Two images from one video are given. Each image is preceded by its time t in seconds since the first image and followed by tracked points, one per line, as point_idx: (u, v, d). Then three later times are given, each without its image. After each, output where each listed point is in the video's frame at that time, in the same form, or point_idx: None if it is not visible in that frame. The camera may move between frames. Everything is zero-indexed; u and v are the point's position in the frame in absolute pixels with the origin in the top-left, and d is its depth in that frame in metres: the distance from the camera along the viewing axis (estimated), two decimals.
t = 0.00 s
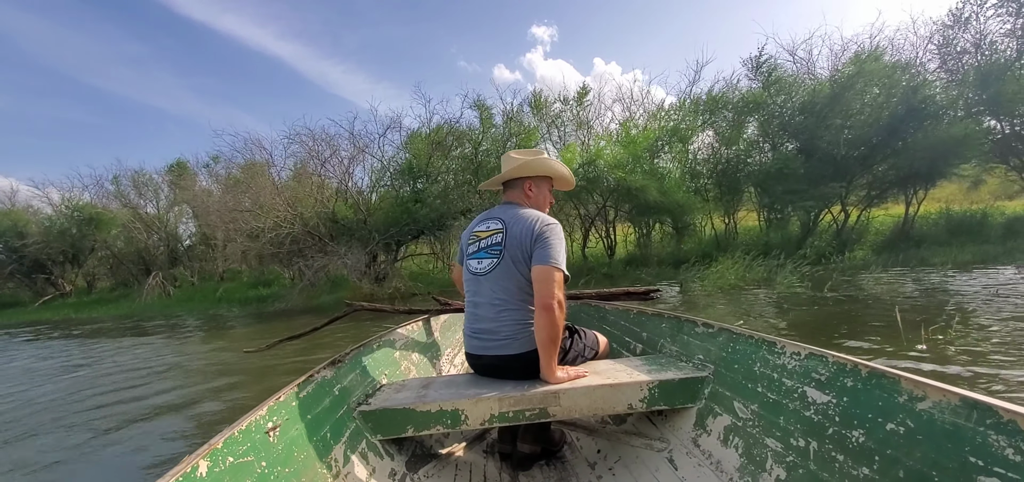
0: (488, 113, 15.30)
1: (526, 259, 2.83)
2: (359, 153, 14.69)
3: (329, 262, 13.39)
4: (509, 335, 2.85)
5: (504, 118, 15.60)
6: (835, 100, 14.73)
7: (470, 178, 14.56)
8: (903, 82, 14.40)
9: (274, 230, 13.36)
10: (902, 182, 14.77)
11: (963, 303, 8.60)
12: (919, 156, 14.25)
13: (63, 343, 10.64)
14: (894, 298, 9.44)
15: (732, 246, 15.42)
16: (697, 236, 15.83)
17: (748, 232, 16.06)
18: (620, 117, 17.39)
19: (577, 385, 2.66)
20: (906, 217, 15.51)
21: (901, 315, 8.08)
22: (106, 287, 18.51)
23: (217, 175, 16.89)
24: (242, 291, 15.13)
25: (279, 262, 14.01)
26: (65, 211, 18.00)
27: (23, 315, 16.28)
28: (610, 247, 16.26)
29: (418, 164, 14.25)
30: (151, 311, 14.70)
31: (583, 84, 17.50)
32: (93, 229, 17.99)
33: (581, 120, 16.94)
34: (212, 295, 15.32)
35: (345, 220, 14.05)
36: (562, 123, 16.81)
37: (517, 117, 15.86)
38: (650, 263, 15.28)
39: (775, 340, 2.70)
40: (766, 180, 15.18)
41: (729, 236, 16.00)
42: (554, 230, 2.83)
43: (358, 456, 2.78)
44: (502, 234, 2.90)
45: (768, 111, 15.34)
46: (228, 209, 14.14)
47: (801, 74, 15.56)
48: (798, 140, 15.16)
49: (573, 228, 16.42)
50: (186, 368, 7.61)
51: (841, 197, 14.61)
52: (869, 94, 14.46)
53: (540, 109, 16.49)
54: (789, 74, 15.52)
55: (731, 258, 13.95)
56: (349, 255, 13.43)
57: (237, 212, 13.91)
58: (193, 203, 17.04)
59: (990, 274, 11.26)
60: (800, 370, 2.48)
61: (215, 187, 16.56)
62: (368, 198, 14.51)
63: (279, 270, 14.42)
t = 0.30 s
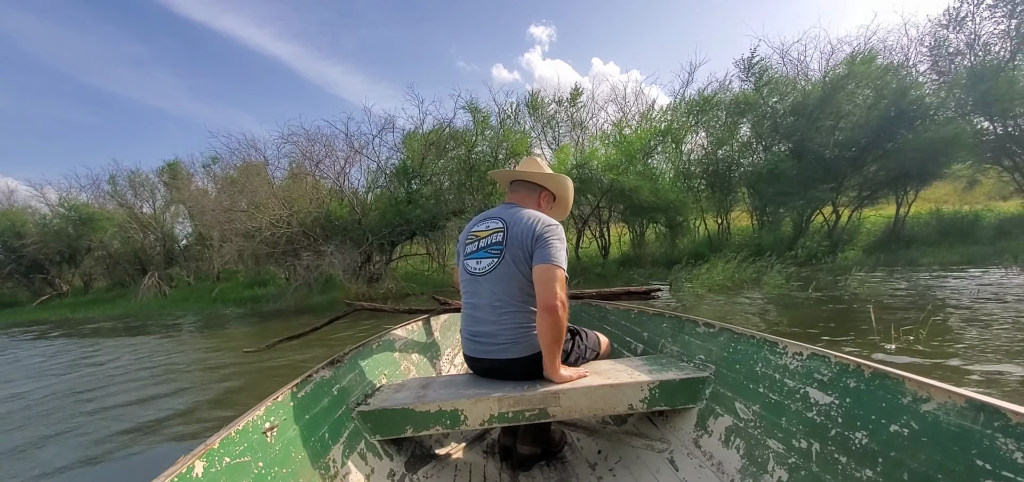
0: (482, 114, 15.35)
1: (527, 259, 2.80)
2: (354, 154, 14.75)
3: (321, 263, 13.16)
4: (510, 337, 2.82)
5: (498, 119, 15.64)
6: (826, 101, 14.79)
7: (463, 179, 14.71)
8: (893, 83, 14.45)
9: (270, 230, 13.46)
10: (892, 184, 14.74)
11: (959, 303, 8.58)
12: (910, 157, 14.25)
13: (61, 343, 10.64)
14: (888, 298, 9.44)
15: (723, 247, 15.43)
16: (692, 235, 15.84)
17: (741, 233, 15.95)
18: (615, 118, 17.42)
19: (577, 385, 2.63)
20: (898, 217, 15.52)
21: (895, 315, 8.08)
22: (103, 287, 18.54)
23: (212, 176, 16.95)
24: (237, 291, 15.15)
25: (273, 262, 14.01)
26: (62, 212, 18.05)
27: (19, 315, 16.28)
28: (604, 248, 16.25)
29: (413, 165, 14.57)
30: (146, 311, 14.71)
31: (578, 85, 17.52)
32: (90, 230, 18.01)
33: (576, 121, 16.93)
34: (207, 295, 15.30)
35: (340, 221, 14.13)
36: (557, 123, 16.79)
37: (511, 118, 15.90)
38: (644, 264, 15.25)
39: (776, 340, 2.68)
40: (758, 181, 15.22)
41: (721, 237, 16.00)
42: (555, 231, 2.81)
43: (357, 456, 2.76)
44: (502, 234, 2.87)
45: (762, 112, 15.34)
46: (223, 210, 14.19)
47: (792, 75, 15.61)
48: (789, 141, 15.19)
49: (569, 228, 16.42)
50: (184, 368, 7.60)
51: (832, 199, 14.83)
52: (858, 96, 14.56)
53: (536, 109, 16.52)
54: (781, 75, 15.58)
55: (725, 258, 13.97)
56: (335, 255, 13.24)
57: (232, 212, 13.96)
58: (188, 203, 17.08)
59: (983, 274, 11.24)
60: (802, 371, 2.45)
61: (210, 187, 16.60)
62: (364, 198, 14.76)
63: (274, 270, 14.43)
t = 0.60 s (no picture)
0: (459, 115, 15.31)
1: (517, 256, 2.80)
2: (331, 153, 14.65)
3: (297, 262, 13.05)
4: (498, 335, 2.79)
5: (476, 119, 15.61)
6: (796, 104, 15.07)
7: (440, 179, 14.86)
8: (859, 88, 14.79)
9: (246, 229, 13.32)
10: (859, 184, 15.05)
11: (926, 302, 8.82)
12: (876, 159, 14.53)
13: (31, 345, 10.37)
14: (859, 297, 9.65)
15: (697, 246, 15.65)
16: (668, 235, 16.03)
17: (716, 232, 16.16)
18: (594, 118, 17.53)
19: (559, 384, 2.63)
20: (864, 218, 15.91)
21: (866, 314, 8.27)
22: (73, 288, 18.09)
23: (186, 174, 16.67)
24: (212, 291, 14.93)
25: (246, 262, 13.84)
26: (30, 211, 17.58)
27: None
28: (582, 247, 16.34)
29: (390, 164, 14.40)
30: (117, 312, 14.39)
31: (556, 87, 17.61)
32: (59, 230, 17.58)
33: (554, 121, 16.99)
34: (181, 296, 15.03)
35: (317, 221, 13.99)
36: (536, 124, 16.82)
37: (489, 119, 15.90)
38: (621, 263, 15.37)
39: (756, 338, 2.70)
40: (731, 181, 15.49)
41: (695, 237, 16.22)
42: (544, 228, 2.82)
43: (337, 456, 2.73)
44: (492, 231, 2.86)
45: (736, 114, 15.58)
46: (196, 209, 13.96)
47: (764, 78, 15.89)
48: (761, 142, 15.46)
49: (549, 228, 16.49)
50: (159, 371, 7.45)
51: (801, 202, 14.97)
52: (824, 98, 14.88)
53: (516, 109, 16.54)
54: (753, 78, 15.87)
55: (701, 258, 14.15)
56: (311, 253, 13.19)
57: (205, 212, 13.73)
58: (161, 202, 16.77)
59: (947, 273, 11.58)
60: (781, 369, 2.47)
61: (184, 187, 16.34)
62: (343, 198, 14.69)
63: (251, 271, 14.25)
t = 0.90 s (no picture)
0: (456, 117, 15.32)
1: (526, 261, 2.82)
2: (328, 156, 14.65)
3: (296, 264, 13.23)
4: (506, 337, 2.82)
5: (473, 121, 15.63)
6: (790, 106, 15.14)
7: (436, 181, 14.76)
8: (853, 90, 14.84)
9: (243, 231, 13.32)
10: (852, 186, 15.06)
11: (920, 303, 8.88)
12: (868, 161, 14.58)
13: (31, 346, 10.38)
14: (855, 298, 9.69)
15: (693, 247, 15.70)
16: (663, 236, 16.09)
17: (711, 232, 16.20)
18: (591, 120, 17.57)
19: (563, 386, 2.65)
20: (857, 219, 16.01)
21: (862, 315, 8.31)
22: (71, 291, 18.05)
23: (183, 177, 16.70)
24: (210, 293, 14.95)
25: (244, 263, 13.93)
26: (29, 214, 17.58)
27: None
28: (578, 248, 16.35)
29: (387, 166, 14.52)
30: (115, 314, 14.39)
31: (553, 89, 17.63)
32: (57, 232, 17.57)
33: (551, 123, 17.04)
34: (180, 298, 15.04)
35: (314, 222, 14.02)
36: (533, 125, 16.84)
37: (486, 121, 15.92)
38: (618, 264, 15.42)
39: (760, 341, 2.72)
40: (726, 182, 15.58)
41: (690, 238, 16.28)
42: (554, 233, 2.85)
43: (344, 458, 2.75)
44: (502, 234, 2.89)
45: (732, 117, 15.60)
46: (195, 211, 13.98)
47: (758, 81, 15.95)
48: (756, 145, 15.53)
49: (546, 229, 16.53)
50: (160, 372, 7.47)
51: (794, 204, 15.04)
52: (818, 101, 14.93)
53: (513, 111, 16.57)
54: (747, 81, 15.97)
55: (696, 259, 14.22)
56: (313, 256, 13.35)
57: (204, 213, 13.74)
58: (159, 205, 16.78)
59: (940, 274, 11.63)
60: (784, 372, 2.49)
61: (182, 189, 16.35)
62: (341, 200, 14.63)
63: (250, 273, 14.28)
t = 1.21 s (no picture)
0: (450, 118, 15.30)
1: (531, 260, 2.82)
2: (322, 157, 14.63)
3: (292, 266, 13.42)
4: (509, 335, 2.82)
5: (468, 122, 15.63)
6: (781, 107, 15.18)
7: (431, 182, 14.66)
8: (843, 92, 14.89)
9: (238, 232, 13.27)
10: (842, 187, 15.16)
11: (913, 302, 8.93)
12: (859, 162, 14.64)
13: (26, 347, 10.33)
14: (849, 297, 9.73)
15: (686, 247, 15.76)
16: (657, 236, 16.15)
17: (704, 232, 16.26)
18: (585, 121, 17.60)
19: (565, 385, 2.65)
20: (847, 219, 16.12)
21: (857, 314, 8.34)
22: (66, 292, 17.98)
23: (178, 178, 16.67)
24: (205, 294, 14.91)
25: (240, 264, 13.92)
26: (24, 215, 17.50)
27: None
28: (573, 248, 16.38)
29: (382, 166, 14.43)
30: (111, 315, 14.34)
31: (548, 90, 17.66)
32: (52, 233, 17.49)
33: (545, 124, 17.05)
34: (176, 299, 15.01)
35: (309, 223, 14.01)
36: (528, 126, 16.84)
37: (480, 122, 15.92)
38: (612, 264, 15.46)
39: (762, 339, 2.73)
40: (718, 183, 15.63)
41: (683, 238, 16.35)
42: (559, 232, 2.86)
43: (345, 457, 2.74)
44: (507, 232, 2.88)
45: (725, 117, 15.64)
46: (190, 212, 13.95)
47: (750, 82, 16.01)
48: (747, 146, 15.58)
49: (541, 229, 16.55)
50: (157, 373, 7.44)
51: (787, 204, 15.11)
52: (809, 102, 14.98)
53: (508, 112, 16.58)
54: (739, 83, 16.05)
55: (689, 259, 14.27)
56: (308, 258, 13.40)
57: (199, 214, 13.71)
58: (153, 206, 16.74)
59: (931, 273, 11.71)
60: (786, 370, 2.50)
61: (177, 191, 16.33)
62: (336, 201, 14.61)
63: (245, 274, 14.25)
